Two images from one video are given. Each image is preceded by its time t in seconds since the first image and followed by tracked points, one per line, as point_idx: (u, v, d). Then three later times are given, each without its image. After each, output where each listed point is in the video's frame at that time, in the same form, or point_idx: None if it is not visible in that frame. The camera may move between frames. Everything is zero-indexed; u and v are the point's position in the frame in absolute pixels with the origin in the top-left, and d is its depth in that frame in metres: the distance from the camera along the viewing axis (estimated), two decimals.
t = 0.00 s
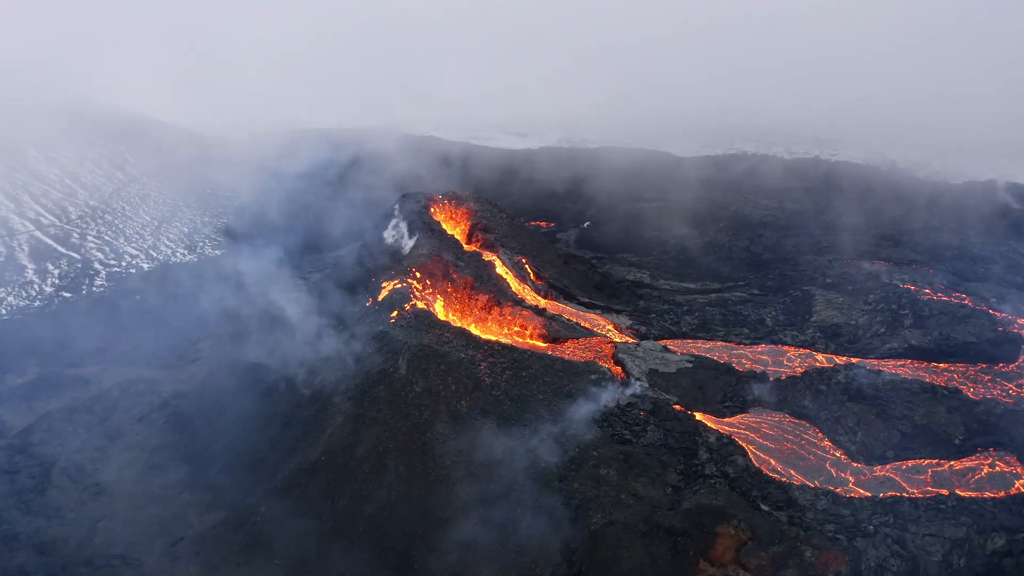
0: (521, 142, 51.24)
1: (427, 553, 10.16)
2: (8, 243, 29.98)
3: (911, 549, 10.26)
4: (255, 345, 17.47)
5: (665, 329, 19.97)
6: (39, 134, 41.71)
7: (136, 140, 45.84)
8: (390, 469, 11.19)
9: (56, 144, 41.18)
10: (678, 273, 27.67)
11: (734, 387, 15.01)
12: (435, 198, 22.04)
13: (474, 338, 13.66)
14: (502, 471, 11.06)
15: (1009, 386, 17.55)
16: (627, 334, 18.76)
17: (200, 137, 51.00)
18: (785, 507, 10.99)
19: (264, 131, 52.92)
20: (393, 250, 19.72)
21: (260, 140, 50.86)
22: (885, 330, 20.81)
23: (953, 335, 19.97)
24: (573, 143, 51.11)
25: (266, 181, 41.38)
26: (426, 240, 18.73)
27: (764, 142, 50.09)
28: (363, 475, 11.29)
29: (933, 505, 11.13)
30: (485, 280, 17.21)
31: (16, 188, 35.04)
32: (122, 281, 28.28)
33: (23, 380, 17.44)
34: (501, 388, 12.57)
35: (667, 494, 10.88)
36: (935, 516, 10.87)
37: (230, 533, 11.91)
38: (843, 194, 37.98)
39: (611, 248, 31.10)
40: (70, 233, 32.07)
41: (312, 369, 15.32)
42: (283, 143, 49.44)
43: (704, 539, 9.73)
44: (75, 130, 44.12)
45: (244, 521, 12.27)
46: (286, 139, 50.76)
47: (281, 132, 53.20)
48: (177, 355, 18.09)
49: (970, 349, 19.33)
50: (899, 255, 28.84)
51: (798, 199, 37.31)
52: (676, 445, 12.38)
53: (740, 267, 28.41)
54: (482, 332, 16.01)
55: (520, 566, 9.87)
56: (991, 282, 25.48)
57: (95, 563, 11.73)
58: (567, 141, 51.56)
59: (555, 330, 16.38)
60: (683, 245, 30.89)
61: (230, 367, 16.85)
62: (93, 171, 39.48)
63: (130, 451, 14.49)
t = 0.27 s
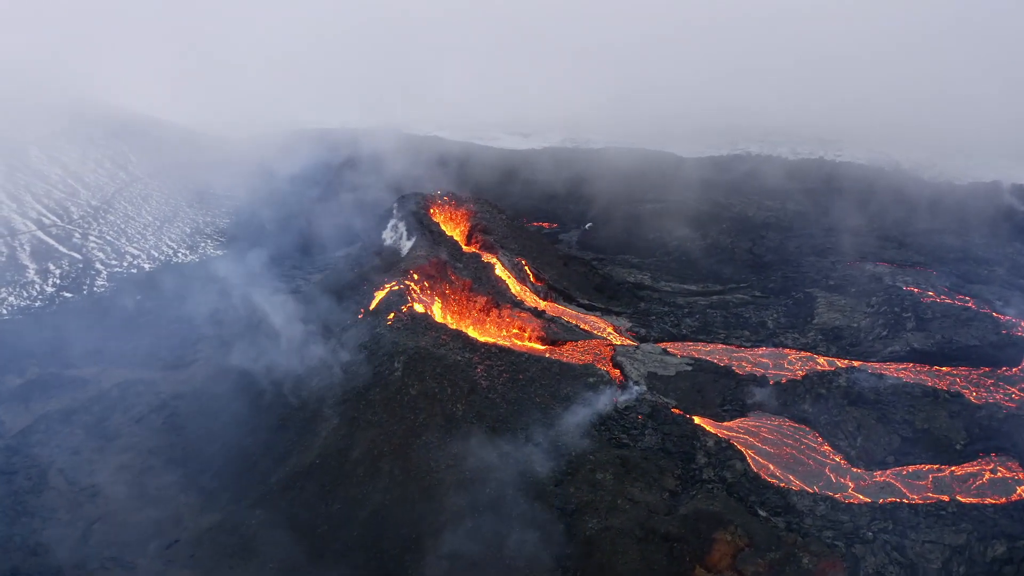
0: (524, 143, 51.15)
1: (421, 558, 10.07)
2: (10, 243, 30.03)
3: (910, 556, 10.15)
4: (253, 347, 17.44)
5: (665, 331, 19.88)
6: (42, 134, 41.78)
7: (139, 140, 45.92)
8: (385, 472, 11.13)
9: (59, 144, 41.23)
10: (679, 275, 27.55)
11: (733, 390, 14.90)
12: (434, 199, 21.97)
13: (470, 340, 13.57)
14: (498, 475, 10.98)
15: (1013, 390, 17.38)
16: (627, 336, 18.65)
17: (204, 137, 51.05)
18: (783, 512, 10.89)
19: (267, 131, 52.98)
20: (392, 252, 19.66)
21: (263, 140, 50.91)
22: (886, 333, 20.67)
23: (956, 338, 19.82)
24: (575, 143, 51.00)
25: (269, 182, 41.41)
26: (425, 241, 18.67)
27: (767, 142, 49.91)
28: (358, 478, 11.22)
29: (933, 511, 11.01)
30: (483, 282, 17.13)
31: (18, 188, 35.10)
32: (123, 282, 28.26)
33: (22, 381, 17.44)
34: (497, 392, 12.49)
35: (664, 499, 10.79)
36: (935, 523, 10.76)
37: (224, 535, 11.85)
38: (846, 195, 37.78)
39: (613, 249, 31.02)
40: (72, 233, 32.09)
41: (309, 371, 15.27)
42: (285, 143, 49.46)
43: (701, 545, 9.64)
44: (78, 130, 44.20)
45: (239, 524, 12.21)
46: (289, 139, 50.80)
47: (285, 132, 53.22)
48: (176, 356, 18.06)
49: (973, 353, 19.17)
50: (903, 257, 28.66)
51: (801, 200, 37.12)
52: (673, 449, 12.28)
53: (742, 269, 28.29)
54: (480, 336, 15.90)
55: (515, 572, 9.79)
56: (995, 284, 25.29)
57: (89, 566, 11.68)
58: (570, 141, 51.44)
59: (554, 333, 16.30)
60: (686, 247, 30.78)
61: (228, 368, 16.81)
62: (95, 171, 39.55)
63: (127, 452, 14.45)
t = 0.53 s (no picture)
0: (527, 143, 51.09)
1: (413, 565, 10.00)
2: (11, 243, 30.09)
3: (907, 565, 10.02)
4: (252, 350, 17.44)
5: (664, 334, 19.75)
6: (45, 134, 41.94)
7: (142, 141, 46.05)
8: (378, 477, 11.04)
9: (63, 143, 41.38)
10: (680, 277, 27.40)
11: (732, 395, 14.77)
12: (434, 201, 21.89)
13: (466, 343, 13.46)
14: (492, 480, 10.89)
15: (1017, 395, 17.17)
16: (625, 340, 18.53)
17: (207, 137, 51.15)
18: (780, 520, 10.78)
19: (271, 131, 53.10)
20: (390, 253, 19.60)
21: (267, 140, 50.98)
22: (889, 337, 20.48)
23: (959, 343, 19.62)
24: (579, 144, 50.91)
25: (272, 183, 41.47)
26: (423, 242, 18.58)
27: (771, 143, 49.71)
28: (351, 483, 11.15)
29: (932, 520, 10.87)
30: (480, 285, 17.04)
31: (21, 188, 35.21)
32: (124, 283, 28.24)
33: (21, 381, 17.45)
34: (492, 396, 12.40)
35: (659, 505, 10.68)
36: (934, 531, 10.63)
37: (218, 539, 11.81)
38: (851, 197, 37.53)
39: (615, 250, 30.93)
40: (74, 234, 32.15)
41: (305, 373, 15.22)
42: (288, 143, 49.54)
43: (695, 553, 9.53)
44: (82, 130, 44.37)
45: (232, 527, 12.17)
46: (293, 140, 50.90)
47: (289, 132, 53.29)
48: (174, 359, 18.04)
49: (976, 357, 18.97)
50: (907, 260, 28.44)
51: (804, 201, 36.92)
52: (670, 455, 12.17)
53: (744, 271, 28.13)
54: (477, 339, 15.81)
55: None
56: (1000, 287, 25.04)
57: (82, 568, 11.65)
58: (573, 142, 51.34)
59: (552, 336, 16.20)
60: (688, 248, 30.65)
61: (225, 371, 16.76)
62: (97, 171, 39.65)
63: (122, 455, 14.40)
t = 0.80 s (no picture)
0: (528, 144, 51.02)
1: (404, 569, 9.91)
2: (10, 244, 30.08)
3: (904, 572, 9.93)
4: (248, 352, 17.39)
5: (661, 337, 19.64)
6: (46, 134, 41.95)
7: (143, 141, 46.03)
8: (369, 482, 10.95)
9: (63, 144, 41.37)
10: (679, 279, 27.29)
11: (729, 399, 14.66)
12: (431, 202, 21.81)
13: (460, 346, 13.37)
14: (484, 485, 10.80)
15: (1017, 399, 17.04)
16: (622, 343, 18.42)
17: (208, 137, 51.12)
18: (775, 525, 10.70)
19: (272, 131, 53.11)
20: (386, 256, 19.55)
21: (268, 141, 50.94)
22: (888, 340, 20.35)
23: (959, 346, 19.49)
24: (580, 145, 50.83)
25: (272, 183, 41.44)
26: (420, 244, 18.51)
27: (773, 144, 49.57)
28: (343, 487, 11.07)
29: (929, 526, 10.77)
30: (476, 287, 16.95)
31: (20, 189, 35.19)
32: (122, 284, 28.09)
33: (17, 382, 17.39)
34: (485, 399, 12.32)
35: (653, 510, 10.58)
36: (930, 538, 10.54)
37: (210, 543, 11.73)
38: (852, 198, 37.39)
39: (615, 252, 30.84)
40: (72, 235, 32.09)
41: (300, 376, 15.15)
42: (288, 143, 49.51)
43: (689, 560, 9.44)
44: (83, 130, 44.38)
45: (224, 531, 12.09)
46: (294, 140, 50.90)
47: (290, 132, 53.26)
48: (169, 360, 17.98)
49: (976, 360, 18.84)
50: (907, 262, 28.30)
51: (805, 202, 36.78)
52: (665, 459, 12.07)
53: (744, 273, 28.01)
54: (472, 342, 15.72)
55: None
56: (1001, 290, 24.90)
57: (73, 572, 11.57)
58: (574, 142, 51.26)
59: (547, 338, 16.11)
60: (688, 250, 30.55)
61: (219, 373, 16.68)
62: (97, 171, 39.65)
63: (116, 456, 14.34)
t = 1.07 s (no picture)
0: (528, 144, 50.97)
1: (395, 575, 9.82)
2: (8, 244, 30.02)
3: None
4: (243, 355, 17.31)
5: (658, 340, 19.55)
6: (45, 134, 41.92)
7: (142, 141, 45.99)
8: (361, 486, 10.85)
9: (62, 144, 41.34)
10: (678, 281, 27.18)
11: (724, 402, 14.55)
12: (427, 203, 21.72)
13: (453, 348, 13.28)
14: (476, 490, 10.73)
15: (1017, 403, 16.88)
16: (619, 345, 18.33)
17: (208, 138, 51.09)
18: (769, 532, 10.61)
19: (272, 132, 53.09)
20: (382, 258, 19.46)
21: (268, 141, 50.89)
22: (887, 343, 20.23)
23: (958, 349, 19.37)
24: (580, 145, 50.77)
25: (272, 184, 41.38)
26: (416, 246, 18.43)
27: (774, 145, 49.48)
28: (334, 491, 10.98)
29: (926, 533, 10.66)
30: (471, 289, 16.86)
31: (19, 189, 35.14)
32: (120, 284, 27.92)
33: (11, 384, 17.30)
34: (478, 403, 12.23)
35: (646, 516, 10.48)
36: (926, 545, 10.45)
37: (201, 547, 11.64)
38: (852, 199, 37.29)
39: (614, 253, 30.76)
40: (70, 236, 32.01)
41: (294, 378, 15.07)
42: (289, 144, 49.49)
43: (681, 566, 9.35)
44: (82, 130, 44.35)
45: (215, 534, 12.01)
46: (294, 140, 50.88)
47: (290, 133, 53.22)
48: (165, 362, 17.90)
49: (976, 363, 18.72)
50: (907, 263, 28.18)
51: (806, 203, 36.68)
52: (659, 464, 11.96)
53: (743, 275, 27.90)
54: (467, 344, 15.62)
55: None
56: (1002, 292, 24.75)
57: None
58: (574, 143, 51.20)
59: (542, 341, 16.02)
60: (688, 251, 30.47)
61: (214, 375, 16.60)
62: (96, 172, 39.60)
63: (109, 459, 14.23)
